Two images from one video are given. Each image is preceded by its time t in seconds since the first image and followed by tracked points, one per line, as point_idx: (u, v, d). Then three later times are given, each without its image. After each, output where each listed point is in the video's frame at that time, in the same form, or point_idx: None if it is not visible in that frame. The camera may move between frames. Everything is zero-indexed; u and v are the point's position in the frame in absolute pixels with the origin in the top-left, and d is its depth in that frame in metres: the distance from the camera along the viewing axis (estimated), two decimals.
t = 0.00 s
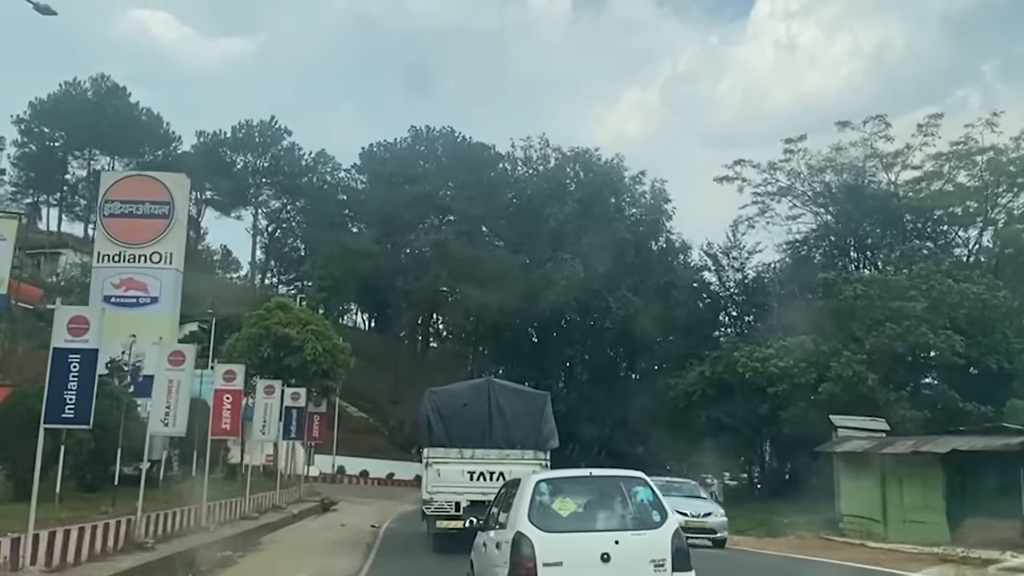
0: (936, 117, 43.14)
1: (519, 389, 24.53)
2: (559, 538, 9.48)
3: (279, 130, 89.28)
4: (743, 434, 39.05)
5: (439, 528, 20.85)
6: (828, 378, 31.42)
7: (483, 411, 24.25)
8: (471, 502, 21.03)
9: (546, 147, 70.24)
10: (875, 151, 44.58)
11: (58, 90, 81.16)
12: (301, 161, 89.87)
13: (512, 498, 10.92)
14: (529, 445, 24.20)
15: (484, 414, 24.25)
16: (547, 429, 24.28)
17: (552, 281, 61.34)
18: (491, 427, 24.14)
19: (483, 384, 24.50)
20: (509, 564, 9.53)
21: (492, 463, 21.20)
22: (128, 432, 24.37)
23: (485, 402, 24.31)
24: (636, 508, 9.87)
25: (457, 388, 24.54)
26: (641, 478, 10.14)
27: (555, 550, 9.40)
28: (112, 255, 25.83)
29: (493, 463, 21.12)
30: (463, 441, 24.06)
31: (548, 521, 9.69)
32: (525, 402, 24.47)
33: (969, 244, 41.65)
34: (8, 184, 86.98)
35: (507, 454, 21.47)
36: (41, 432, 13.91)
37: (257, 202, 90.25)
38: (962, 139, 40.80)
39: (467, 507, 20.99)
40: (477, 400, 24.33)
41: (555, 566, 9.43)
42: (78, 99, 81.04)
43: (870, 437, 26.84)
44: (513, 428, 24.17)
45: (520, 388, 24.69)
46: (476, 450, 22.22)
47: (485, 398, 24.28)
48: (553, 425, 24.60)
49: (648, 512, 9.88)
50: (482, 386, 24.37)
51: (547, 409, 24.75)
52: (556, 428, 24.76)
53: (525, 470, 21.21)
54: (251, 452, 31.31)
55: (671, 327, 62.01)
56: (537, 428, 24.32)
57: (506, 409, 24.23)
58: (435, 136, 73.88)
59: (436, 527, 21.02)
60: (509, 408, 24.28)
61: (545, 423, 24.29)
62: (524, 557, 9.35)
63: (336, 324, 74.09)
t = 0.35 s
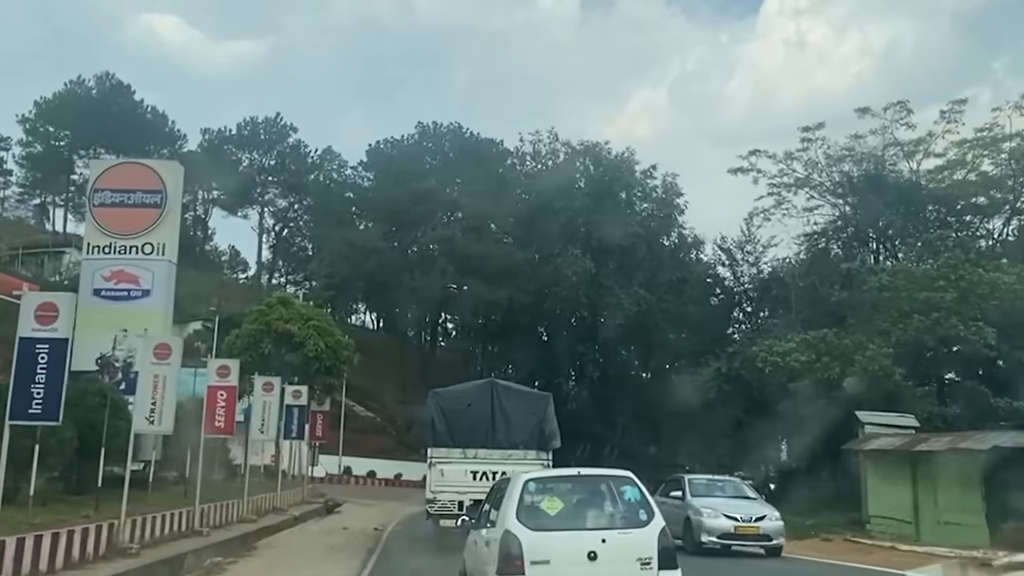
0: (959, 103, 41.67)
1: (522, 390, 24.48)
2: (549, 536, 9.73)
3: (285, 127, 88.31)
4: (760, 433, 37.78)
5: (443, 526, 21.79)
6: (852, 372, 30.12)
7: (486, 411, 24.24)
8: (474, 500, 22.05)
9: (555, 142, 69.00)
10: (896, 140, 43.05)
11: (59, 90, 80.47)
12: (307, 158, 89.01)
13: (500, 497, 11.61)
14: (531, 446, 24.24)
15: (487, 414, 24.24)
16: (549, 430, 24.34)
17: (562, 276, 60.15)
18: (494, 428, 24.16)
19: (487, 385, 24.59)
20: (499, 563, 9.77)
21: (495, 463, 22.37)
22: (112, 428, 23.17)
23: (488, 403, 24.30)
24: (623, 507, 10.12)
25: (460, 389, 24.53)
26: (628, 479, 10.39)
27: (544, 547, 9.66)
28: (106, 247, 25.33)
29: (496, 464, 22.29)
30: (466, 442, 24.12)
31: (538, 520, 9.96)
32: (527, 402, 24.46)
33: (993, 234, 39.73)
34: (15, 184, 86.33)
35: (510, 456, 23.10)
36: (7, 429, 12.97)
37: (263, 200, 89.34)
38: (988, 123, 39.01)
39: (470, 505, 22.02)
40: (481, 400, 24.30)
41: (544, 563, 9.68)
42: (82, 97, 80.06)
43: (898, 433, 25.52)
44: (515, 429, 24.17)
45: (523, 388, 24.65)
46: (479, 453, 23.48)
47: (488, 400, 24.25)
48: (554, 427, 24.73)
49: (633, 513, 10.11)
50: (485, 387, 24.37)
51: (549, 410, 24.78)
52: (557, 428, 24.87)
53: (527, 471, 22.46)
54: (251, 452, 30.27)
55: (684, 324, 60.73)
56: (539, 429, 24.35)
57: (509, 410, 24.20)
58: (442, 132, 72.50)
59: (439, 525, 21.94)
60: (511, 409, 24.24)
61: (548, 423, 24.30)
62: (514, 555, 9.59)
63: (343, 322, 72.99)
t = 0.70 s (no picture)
0: (985, 87, 40.20)
1: (525, 391, 24.49)
2: (534, 533, 9.94)
3: (289, 124, 87.25)
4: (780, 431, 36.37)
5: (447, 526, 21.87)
6: (878, 366, 28.62)
7: (489, 412, 24.27)
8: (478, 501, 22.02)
9: (563, 134, 67.61)
10: (921, 126, 41.23)
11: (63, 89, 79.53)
12: (313, 155, 88.18)
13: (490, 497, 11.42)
14: (534, 447, 24.20)
15: (490, 416, 24.25)
16: (552, 431, 24.29)
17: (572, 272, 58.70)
18: (496, 429, 24.16)
19: (490, 387, 24.57)
20: (487, 561, 9.95)
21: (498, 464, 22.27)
22: (91, 425, 22.37)
23: (491, 405, 24.30)
24: (609, 507, 10.25)
25: (463, 390, 24.55)
26: (612, 478, 10.56)
27: (530, 545, 9.85)
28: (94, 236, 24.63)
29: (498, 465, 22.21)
30: (470, 442, 24.17)
31: (525, 518, 10.15)
32: (529, 404, 24.43)
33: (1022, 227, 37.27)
34: (20, 185, 85.54)
35: (512, 456, 23.35)
36: None
37: (269, 199, 88.22)
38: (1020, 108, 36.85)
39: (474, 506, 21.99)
40: (483, 401, 24.34)
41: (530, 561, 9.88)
42: (85, 95, 79.13)
43: (931, 429, 24.08)
44: (518, 430, 24.17)
45: (526, 390, 24.57)
46: (483, 453, 23.62)
47: (491, 401, 24.27)
48: (557, 428, 24.69)
49: (619, 512, 10.28)
50: (488, 389, 24.38)
51: (552, 412, 24.68)
52: (560, 430, 24.81)
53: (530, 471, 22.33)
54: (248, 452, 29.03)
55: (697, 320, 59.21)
56: (542, 430, 24.34)
57: (512, 411, 24.16)
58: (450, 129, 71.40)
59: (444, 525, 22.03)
60: (514, 411, 24.19)
61: (551, 425, 24.31)
62: (500, 552, 9.79)
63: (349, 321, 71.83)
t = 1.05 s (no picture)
0: (1013, 69, 38.52)
1: (528, 392, 23.26)
2: (522, 534, 9.84)
3: (292, 119, 85.96)
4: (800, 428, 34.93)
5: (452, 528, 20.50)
6: (908, 359, 27.21)
7: (493, 413, 22.92)
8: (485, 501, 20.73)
9: (571, 126, 66.06)
10: (945, 111, 39.74)
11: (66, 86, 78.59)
12: (317, 151, 86.88)
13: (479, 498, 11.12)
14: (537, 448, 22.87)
15: (494, 418, 22.91)
16: (556, 432, 23.06)
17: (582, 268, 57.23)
18: (501, 429, 22.84)
19: (494, 388, 23.32)
20: (475, 561, 9.86)
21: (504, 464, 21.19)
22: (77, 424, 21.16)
23: (495, 406, 22.99)
24: (595, 507, 10.09)
25: (467, 391, 23.31)
26: (600, 477, 10.38)
27: (517, 545, 9.76)
28: (79, 224, 23.67)
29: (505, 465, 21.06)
30: (474, 443, 22.81)
31: (512, 518, 10.03)
32: (533, 405, 23.16)
33: None
34: (25, 185, 84.71)
35: (516, 456, 22.51)
36: None
37: (275, 198, 87.10)
38: None
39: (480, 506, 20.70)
40: (487, 402, 23.04)
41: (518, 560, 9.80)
42: (87, 92, 78.11)
43: (967, 425, 22.64)
44: (522, 430, 22.86)
45: (529, 391, 23.37)
46: (486, 454, 22.36)
47: (495, 402, 22.97)
48: (560, 429, 23.50)
49: (606, 512, 10.12)
50: (492, 390, 23.11)
51: (555, 413, 23.47)
52: (563, 430, 23.60)
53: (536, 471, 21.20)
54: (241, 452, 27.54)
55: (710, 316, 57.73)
56: (544, 431, 23.05)
57: (515, 413, 22.88)
58: (455, 124, 68.72)
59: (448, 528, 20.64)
60: (517, 412, 22.91)
61: (554, 427, 23.07)
62: (487, 551, 9.72)
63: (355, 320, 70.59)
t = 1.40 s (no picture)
0: None
1: (532, 392, 22.07)
2: (512, 534, 9.62)
3: (296, 116, 84.77)
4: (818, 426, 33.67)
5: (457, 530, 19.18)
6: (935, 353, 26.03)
7: (497, 414, 21.68)
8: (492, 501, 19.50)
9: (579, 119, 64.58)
10: (967, 96, 38.19)
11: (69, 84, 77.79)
12: (321, 147, 85.53)
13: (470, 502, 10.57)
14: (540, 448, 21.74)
15: (499, 419, 21.65)
16: (560, 431, 21.86)
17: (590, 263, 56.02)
18: (504, 430, 21.65)
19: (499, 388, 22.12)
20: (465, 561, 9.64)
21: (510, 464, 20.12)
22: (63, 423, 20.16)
23: (499, 407, 21.76)
24: (586, 506, 9.85)
25: (470, 392, 22.09)
26: (591, 477, 10.12)
27: (507, 545, 9.56)
28: (62, 212, 22.70)
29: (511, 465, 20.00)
30: (479, 444, 21.55)
31: (503, 518, 9.80)
32: (537, 405, 21.96)
33: None
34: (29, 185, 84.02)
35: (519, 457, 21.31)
36: None
37: (280, 198, 86.01)
38: None
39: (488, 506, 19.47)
40: (490, 402, 21.81)
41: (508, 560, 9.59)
42: (89, 90, 77.25)
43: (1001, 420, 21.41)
44: (527, 431, 21.69)
45: (534, 390, 22.24)
46: (491, 455, 21.17)
47: (500, 403, 21.75)
48: (563, 429, 22.31)
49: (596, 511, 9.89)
50: (496, 389, 21.90)
51: (560, 414, 22.33)
52: (566, 431, 22.46)
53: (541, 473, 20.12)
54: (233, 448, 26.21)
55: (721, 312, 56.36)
56: (547, 431, 21.92)
57: (519, 415, 21.67)
58: (461, 119, 67.54)
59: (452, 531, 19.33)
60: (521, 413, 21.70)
61: (559, 427, 21.89)
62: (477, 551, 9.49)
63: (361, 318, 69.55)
